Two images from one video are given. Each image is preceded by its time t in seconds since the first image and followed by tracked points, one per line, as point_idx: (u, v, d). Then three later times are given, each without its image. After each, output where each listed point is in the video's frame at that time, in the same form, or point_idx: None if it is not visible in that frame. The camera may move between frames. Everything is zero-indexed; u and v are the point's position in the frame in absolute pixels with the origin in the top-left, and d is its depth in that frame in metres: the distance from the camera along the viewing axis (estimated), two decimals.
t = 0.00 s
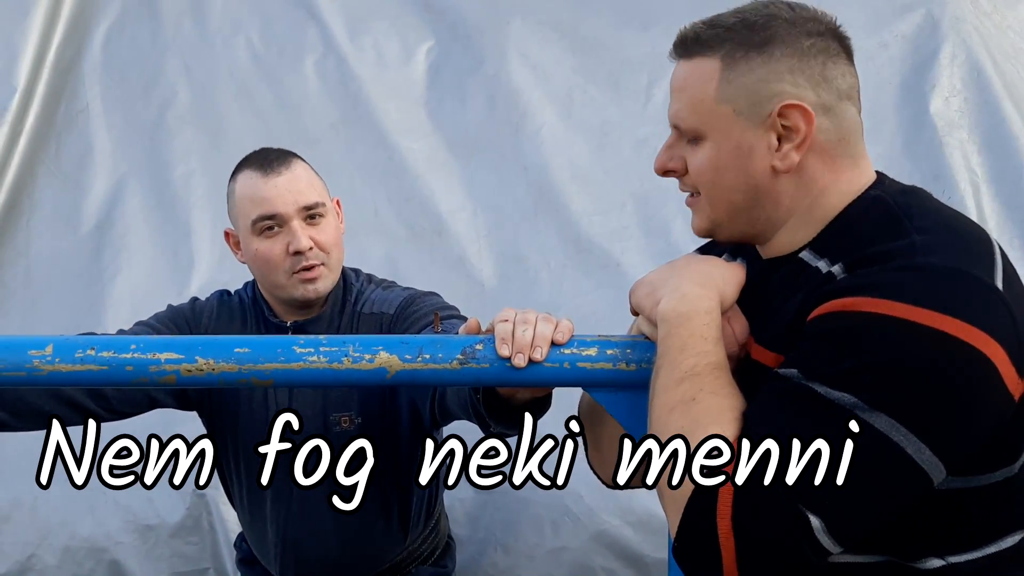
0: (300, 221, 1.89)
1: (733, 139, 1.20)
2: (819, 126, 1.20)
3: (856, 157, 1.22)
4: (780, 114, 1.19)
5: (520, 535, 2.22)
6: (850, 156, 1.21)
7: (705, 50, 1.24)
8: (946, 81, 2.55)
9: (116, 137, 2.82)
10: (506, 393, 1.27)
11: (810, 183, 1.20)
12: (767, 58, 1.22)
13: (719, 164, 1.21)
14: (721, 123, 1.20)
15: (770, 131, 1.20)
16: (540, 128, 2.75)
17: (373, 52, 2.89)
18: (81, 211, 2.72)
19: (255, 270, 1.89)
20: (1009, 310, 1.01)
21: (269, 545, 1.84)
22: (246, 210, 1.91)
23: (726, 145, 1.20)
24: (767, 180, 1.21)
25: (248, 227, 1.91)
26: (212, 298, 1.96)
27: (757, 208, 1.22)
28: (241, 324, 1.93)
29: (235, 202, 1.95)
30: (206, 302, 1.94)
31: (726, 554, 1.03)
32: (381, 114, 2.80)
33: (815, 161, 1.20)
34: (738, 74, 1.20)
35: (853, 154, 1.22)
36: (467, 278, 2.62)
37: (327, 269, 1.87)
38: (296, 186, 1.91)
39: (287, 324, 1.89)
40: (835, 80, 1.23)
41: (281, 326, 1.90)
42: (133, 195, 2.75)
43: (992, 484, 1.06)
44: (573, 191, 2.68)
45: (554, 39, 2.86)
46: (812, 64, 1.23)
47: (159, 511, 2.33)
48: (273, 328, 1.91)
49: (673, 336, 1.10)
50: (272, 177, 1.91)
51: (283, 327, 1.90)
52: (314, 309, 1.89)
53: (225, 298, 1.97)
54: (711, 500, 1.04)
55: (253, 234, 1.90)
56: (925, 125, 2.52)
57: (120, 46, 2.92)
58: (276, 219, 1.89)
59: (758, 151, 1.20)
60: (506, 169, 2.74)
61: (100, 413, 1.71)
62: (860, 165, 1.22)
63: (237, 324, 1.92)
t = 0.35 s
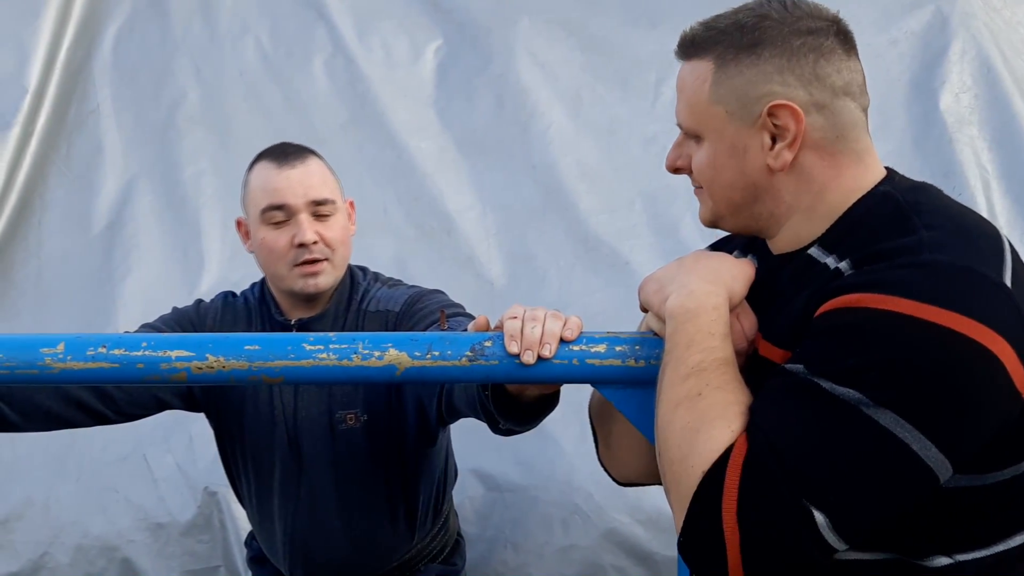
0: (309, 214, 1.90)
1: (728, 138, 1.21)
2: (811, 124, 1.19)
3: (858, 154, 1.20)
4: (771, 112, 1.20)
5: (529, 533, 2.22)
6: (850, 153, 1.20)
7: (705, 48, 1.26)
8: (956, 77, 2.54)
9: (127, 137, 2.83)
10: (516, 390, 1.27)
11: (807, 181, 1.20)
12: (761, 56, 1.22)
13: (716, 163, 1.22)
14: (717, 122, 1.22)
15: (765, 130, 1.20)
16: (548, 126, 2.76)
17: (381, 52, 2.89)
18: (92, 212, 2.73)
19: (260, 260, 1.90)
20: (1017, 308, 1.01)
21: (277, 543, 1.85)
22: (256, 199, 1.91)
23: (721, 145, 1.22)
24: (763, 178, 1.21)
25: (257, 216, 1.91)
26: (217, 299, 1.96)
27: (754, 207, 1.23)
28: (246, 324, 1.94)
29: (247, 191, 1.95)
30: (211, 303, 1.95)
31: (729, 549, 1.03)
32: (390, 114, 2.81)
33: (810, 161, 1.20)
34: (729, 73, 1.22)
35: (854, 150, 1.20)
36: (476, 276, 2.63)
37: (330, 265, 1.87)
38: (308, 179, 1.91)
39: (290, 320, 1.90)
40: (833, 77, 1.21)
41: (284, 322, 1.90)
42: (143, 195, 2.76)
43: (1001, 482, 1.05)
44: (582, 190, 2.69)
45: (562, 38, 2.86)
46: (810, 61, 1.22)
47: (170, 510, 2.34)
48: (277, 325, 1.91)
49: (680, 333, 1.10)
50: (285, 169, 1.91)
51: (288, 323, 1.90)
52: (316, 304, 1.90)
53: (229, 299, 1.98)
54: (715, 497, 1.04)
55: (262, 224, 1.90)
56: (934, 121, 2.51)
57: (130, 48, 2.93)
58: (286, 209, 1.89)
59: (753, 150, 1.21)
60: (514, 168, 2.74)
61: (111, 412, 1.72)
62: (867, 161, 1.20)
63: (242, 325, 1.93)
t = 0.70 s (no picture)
0: (330, 208, 1.91)
1: (737, 135, 1.20)
2: (820, 117, 1.19)
3: (865, 147, 1.20)
4: (780, 107, 1.19)
5: (537, 531, 2.22)
6: (857, 147, 1.20)
7: (709, 44, 1.25)
8: (964, 73, 2.53)
9: (135, 137, 2.84)
10: (521, 388, 1.27)
11: (816, 176, 1.19)
12: (767, 52, 1.21)
13: (726, 160, 1.21)
14: (726, 119, 1.21)
15: (774, 124, 1.19)
16: (555, 125, 2.75)
17: (388, 51, 2.90)
18: (101, 212, 2.74)
19: (279, 253, 1.90)
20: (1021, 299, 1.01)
21: (287, 541, 1.86)
22: (279, 192, 1.93)
23: (729, 143, 1.21)
24: (773, 173, 1.20)
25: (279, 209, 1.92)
26: (230, 296, 1.96)
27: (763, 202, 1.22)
28: (259, 322, 1.93)
29: (270, 185, 1.97)
30: (224, 300, 1.94)
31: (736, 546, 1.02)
32: (396, 112, 2.81)
33: (818, 156, 1.19)
34: (735, 70, 1.21)
35: (862, 143, 1.20)
36: (483, 275, 2.63)
37: (350, 260, 1.87)
38: (332, 174, 1.92)
39: (304, 317, 1.89)
40: (839, 72, 1.21)
41: (299, 318, 1.90)
42: (151, 195, 2.77)
43: (1010, 476, 1.04)
44: (589, 188, 2.68)
45: (568, 36, 2.85)
46: (816, 57, 1.22)
47: (179, 509, 2.34)
48: (291, 321, 1.92)
49: (685, 330, 1.10)
50: (309, 163, 1.92)
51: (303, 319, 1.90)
52: (333, 299, 1.90)
53: (242, 296, 1.97)
54: (720, 494, 1.03)
55: (283, 217, 1.91)
56: (943, 117, 2.50)
57: (138, 47, 2.94)
58: (308, 203, 1.90)
59: (762, 146, 1.20)
60: (521, 167, 2.74)
61: (121, 408, 1.72)
62: (872, 155, 1.20)
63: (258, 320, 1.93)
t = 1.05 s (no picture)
0: (358, 212, 1.90)
1: (802, 100, 1.18)
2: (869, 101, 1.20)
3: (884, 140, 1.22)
4: (844, 79, 1.19)
5: (540, 533, 2.21)
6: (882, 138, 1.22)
7: (765, 15, 1.23)
8: (967, 73, 2.53)
9: (137, 139, 2.84)
10: (523, 390, 1.27)
11: (850, 156, 1.18)
12: (811, 29, 1.21)
13: (789, 125, 1.17)
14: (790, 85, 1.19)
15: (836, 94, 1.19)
16: (557, 125, 2.75)
17: (390, 51, 2.89)
18: (104, 213, 2.75)
19: (303, 251, 1.88)
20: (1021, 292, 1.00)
21: (296, 542, 1.85)
22: (309, 191, 1.91)
23: (796, 107, 1.18)
24: (832, 145, 1.18)
25: (308, 209, 1.91)
26: (244, 296, 1.90)
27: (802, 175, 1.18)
28: (274, 322, 1.87)
29: (299, 183, 1.95)
30: (238, 299, 1.89)
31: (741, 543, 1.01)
32: (399, 113, 2.81)
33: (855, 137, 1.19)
34: (800, 39, 1.20)
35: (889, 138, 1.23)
36: (486, 276, 2.63)
37: (373, 264, 1.87)
38: (362, 178, 1.92)
39: (324, 315, 1.84)
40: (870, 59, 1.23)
41: (317, 317, 1.84)
42: (154, 196, 2.78)
43: (1011, 471, 1.04)
44: (591, 189, 2.68)
45: (571, 37, 2.85)
46: (853, 42, 1.22)
47: (182, 510, 2.35)
48: (308, 319, 1.85)
49: (686, 330, 1.10)
50: (341, 165, 1.92)
51: (320, 318, 1.83)
52: (352, 301, 1.87)
53: (257, 296, 1.91)
54: (724, 491, 1.02)
55: (310, 216, 1.90)
56: (946, 117, 2.50)
57: (141, 49, 2.94)
58: (338, 204, 1.89)
59: (825, 113, 1.18)
60: (524, 168, 2.74)
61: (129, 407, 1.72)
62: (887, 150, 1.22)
63: (271, 320, 1.86)
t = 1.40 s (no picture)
0: (380, 225, 1.86)
1: (834, 119, 1.18)
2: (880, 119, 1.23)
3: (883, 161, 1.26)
4: (862, 100, 1.21)
5: (538, 544, 2.21)
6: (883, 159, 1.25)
7: (787, 35, 1.21)
8: (967, 83, 2.53)
9: (138, 146, 2.85)
10: (520, 413, 1.27)
11: (856, 180, 1.19)
12: (810, 58, 1.19)
13: (825, 144, 1.17)
14: (822, 104, 1.18)
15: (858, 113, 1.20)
16: (557, 134, 2.75)
17: (390, 59, 2.90)
18: (104, 221, 2.75)
19: (323, 262, 1.84)
20: None
21: (306, 553, 1.85)
22: (331, 202, 1.87)
23: (829, 127, 1.17)
24: (858, 164, 1.19)
25: (330, 220, 1.87)
26: (256, 308, 1.86)
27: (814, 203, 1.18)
28: (289, 332, 1.83)
29: (322, 194, 1.91)
30: (250, 311, 1.85)
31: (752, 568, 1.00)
32: (398, 121, 2.81)
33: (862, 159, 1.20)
34: (827, 57, 1.19)
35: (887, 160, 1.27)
36: (485, 285, 2.63)
37: (391, 279, 1.82)
38: (385, 191, 1.87)
39: (340, 329, 1.80)
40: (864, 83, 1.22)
41: (333, 330, 1.81)
42: (154, 204, 2.78)
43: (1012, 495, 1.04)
44: (590, 198, 2.68)
45: (571, 45, 2.85)
46: (849, 68, 1.22)
47: (181, 520, 2.35)
48: (324, 333, 1.82)
49: (688, 354, 1.10)
50: (364, 178, 1.88)
51: (337, 332, 1.81)
52: (368, 316, 1.83)
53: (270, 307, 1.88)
54: (734, 515, 1.01)
55: (331, 228, 1.86)
56: (945, 128, 2.50)
57: (142, 55, 2.94)
58: (359, 217, 1.85)
59: (852, 133, 1.19)
60: (523, 176, 2.74)
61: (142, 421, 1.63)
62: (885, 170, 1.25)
63: (284, 330, 1.82)
